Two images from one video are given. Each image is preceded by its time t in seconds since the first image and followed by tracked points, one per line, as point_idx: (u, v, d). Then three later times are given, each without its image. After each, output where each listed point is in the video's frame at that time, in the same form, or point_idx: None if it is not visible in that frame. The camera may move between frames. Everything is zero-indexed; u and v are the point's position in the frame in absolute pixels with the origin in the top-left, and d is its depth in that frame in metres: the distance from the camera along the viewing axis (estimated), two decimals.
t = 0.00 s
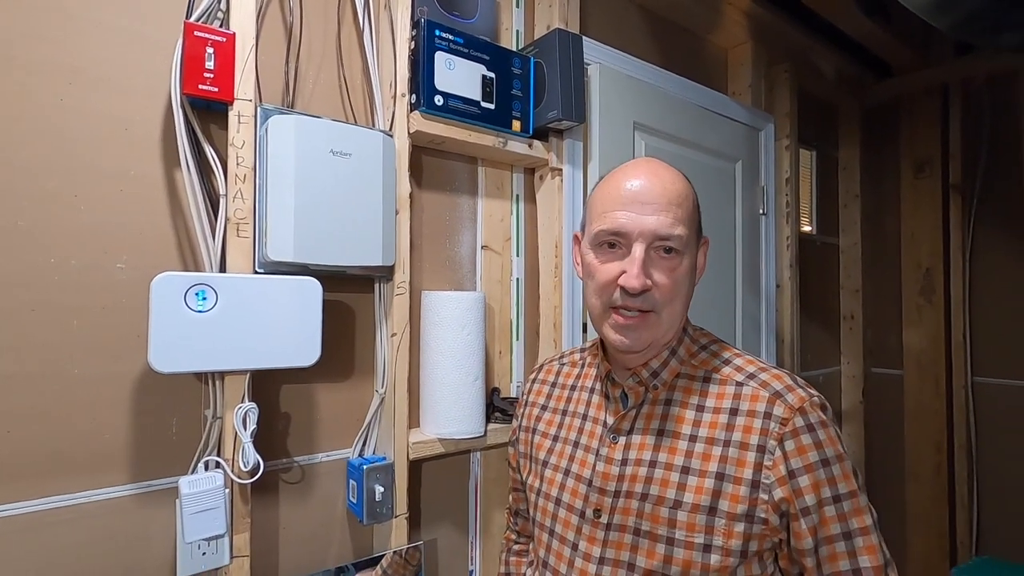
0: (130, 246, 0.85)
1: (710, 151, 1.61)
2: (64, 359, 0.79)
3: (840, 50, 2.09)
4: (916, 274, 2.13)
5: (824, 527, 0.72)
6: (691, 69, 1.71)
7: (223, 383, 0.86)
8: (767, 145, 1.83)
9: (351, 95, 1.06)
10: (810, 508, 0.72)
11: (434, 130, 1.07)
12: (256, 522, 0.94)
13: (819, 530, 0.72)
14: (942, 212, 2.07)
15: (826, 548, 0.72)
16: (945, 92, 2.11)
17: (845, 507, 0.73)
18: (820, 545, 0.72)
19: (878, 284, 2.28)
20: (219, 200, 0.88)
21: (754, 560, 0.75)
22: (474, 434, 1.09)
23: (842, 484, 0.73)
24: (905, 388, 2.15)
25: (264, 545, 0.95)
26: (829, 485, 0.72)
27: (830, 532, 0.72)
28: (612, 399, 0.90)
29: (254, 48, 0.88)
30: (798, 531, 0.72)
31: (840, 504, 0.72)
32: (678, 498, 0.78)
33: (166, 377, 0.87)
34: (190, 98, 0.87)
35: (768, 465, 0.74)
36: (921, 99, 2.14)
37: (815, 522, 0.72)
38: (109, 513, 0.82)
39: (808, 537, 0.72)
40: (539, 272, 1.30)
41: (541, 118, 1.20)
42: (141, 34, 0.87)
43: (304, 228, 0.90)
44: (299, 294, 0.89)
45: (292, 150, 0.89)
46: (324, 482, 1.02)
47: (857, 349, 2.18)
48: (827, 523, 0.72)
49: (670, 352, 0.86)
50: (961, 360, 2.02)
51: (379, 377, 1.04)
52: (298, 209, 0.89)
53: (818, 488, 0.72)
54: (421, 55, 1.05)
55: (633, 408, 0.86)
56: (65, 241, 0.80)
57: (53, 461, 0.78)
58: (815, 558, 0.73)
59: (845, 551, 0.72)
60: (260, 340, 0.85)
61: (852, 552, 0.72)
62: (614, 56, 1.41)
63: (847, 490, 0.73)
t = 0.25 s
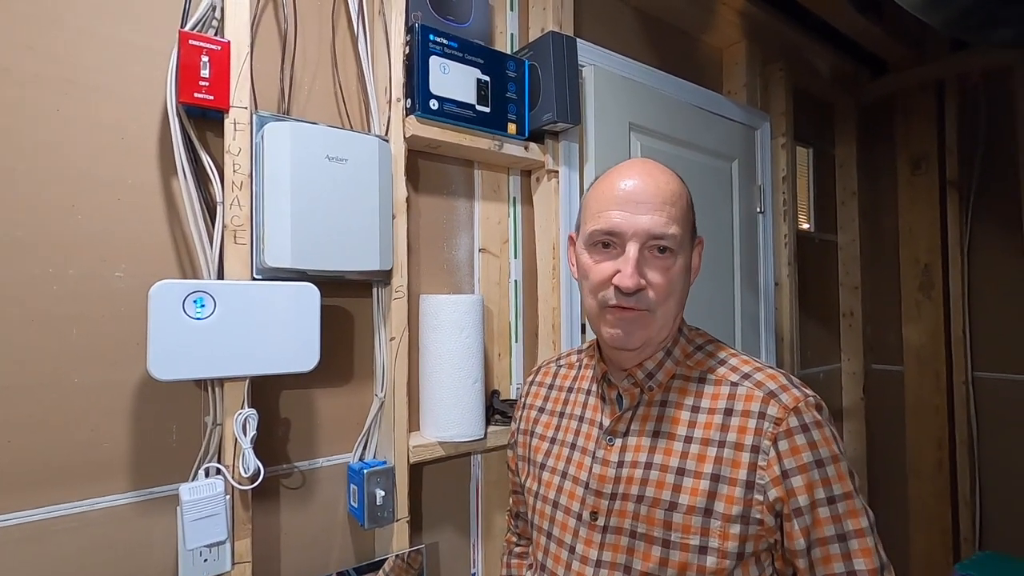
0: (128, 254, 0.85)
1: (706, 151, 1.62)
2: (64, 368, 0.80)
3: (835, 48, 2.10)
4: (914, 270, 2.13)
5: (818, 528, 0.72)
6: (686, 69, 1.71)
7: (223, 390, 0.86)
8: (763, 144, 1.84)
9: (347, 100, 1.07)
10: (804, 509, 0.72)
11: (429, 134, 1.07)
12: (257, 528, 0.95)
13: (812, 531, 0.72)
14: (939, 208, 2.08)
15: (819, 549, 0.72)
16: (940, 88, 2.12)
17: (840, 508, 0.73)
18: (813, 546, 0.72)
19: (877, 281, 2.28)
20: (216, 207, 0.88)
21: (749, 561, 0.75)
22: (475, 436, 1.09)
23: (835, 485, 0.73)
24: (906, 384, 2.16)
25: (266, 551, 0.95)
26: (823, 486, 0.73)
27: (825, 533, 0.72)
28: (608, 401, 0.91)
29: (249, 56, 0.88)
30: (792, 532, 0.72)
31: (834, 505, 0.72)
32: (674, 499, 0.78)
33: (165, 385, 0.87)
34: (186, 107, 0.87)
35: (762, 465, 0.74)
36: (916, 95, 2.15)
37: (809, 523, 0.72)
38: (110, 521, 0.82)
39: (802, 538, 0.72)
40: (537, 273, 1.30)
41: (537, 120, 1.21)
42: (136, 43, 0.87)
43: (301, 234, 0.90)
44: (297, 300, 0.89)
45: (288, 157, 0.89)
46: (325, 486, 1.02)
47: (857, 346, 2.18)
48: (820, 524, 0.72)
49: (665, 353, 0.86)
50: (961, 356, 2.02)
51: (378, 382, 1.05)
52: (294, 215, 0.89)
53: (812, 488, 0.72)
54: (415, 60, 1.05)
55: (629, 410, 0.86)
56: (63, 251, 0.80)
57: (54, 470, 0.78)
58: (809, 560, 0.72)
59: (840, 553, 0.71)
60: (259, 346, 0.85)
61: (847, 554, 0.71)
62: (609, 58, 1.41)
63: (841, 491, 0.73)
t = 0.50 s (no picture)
0: (128, 257, 0.85)
1: (705, 154, 1.62)
2: (63, 371, 0.80)
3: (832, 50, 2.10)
4: (913, 271, 2.14)
5: (816, 535, 0.71)
6: (685, 72, 1.72)
7: (223, 393, 0.86)
8: (762, 146, 1.84)
9: (346, 104, 1.07)
10: (802, 516, 0.72)
11: (429, 137, 1.08)
12: (256, 531, 0.95)
13: (810, 537, 0.72)
14: (937, 210, 2.08)
15: (817, 557, 0.71)
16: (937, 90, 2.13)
17: (838, 514, 0.72)
18: (811, 553, 0.72)
19: (876, 282, 2.28)
20: (216, 210, 0.88)
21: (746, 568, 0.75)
22: (474, 439, 1.09)
23: (833, 492, 0.73)
24: (905, 386, 2.16)
25: (265, 553, 0.95)
26: (821, 493, 0.72)
27: (823, 541, 0.71)
28: (604, 405, 0.91)
29: (248, 59, 0.88)
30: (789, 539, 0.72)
31: (832, 512, 0.72)
32: (670, 505, 0.78)
33: (165, 388, 0.87)
34: (186, 111, 0.88)
35: (759, 471, 0.74)
36: (914, 97, 2.16)
37: (806, 529, 0.72)
38: (109, 523, 0.82)
39: (799, 545, 0.72)
40: (536, 276, 1.30)
41: (535, 123, 1.21)
42: (136, 48, 0.87)
43: (300, 238, 0.90)
44: (296, 303, 0.89)
45: (287, 160, 0.90)
46: (324, 489, 1.02)
47: (856, 348, 2.18)
48: (818, 531, 0.71)
49: (661, 357, 0.86)
50: (960, 357, 2.02)
51: (377, 385, 1.05)
52: (294, 219, 0.90)
53: (810, 494, 0.72)
54: (414, 63, 1.05)
55: (625, 414, 0.86)
56: (63, 254, 0.80)
57: (53, 473, 0.79)
58: (807, 567, 0.72)
59: (838, 560, 0.71)
60: (258, 349, 0.85)
61: (846, 562, 0.71)
62: (607, 61, 1.42)
63: (839, 498, 0.73)
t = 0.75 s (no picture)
0: (132, 257, 0.86)
1: (707, 161, 1.63)
2: (65, 370, 0.80)
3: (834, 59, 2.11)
4: (913, 280, 2.14)
5: (812, 546, 0.71)
6: (688, 79, 1.72)
7: (224, 394, 0.86)
8: (764, 153, 1.85)
9: (350, 107, 1.08)
10: (798, 526, 0.72)
11: (433, 141, 1.08)
12: (255, 532, 0.95)
13: (807, 548, 0.71)
14: (938, 219, 2.09)
15: (814, 568, 0.71)
16: (939, 99, 2.14)
17: (835, 525, 0.72)
18: (808, 565, 0.71)
19: (877, 290, 2.28)
20: (220, 211, 0.89)
21: None
22: (473, 442, 1.09)
23: (830, 503, 0.73)
24: (905, 394, 2.16)
25: (263, 555, 0.95)
26: (817, 503, 0.72)
27: (819, 552, 0.71)
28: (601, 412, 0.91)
29: (254, 62, 0.89)
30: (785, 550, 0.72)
31: (829, 523, 0.72)
32: (666, 514, 0.78)
33: (166, 388, 0.88)
34: (191, 112, 0.88)
35: (756, 481, 0.74)
36: (915, 106, 2.17)
37: (803, 540, 0.71)
38: (108, 523, 0.82)
39: (796, 556, 0.71)
40: (537, 280, 1.31)
41: (539, 128, 1.22)
42: (143, 49, 0.88)
43: (303, 240, 0.90)
44: (299, 305, 0.89)
45: (291, 163, 0.90)
46: (323, 490, 1.02)
47: (855, 356, 2.18)
48: (815, 542, 0.71)
49: (658, 364, 0.86)
50: (959, 366, 2.02)
51: (378, 388, 1.05)
52: (297, 221, 0.90)
53: (806, 505, 0.72)
54: (419, 67, 1.06)
55: (622, 422, 0.87)
56: (67, 253, 0.81)
57: (53, 471, 0.79)
58: None
59: (835, 572, 0.71)
60: (259, 351, 0.85)
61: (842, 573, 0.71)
62: (611, 67, 1.43)
63: (836, 510, 0.73)
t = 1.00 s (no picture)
0: (141, 263, 0.87)
1: (711, 166, 1.63)
2: (75, 374, 0.81)
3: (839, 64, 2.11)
4: (919, 285, 2.13)
5: (816, 555, 0.71)
6: (693, 85, 1.73)
7: (232, 398, 0.87)
8: (769, 158, 1.85)
9: (357, 114, 1.09)
10: (802, 535, 0.71)
11: (438, 147, 1.09)
12: (261, 535, 0.95)
13: (810, 557, 0.71)
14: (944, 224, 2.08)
15: None
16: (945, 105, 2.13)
17: (840, 533, 0.72)
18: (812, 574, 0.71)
19: (883, 295, 2.28)
20: (229, 217, 0.90)
21: None
22: (477, 447, 1.09)
23: (834, 511, 0.72)
24: (911, 400, 2.15)
25: (269, 559, 0.96)
26: (821, 512, 0.72)
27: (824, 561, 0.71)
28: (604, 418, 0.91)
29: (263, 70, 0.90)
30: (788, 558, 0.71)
31: (833, 531, 0.72)
32: (668, 522, 0.78)
33: (174, 392, 0.88)
34: (201, 119, 0.89)
35: (759, 489, 0.74)
36: (920, 112, 2.17)
37: (807, 549, 0.71)
38: (116, 526, 0.83)
39: (800, 565, 0.71)
40: (542, 286, 1.31)
41: (544, 134, 1.22)
42: (153, 57, 0.89)
43: (310, 246, 0.91)
44: (306, 310, 0.90)
45: (298, 169, 0.91)
46: (329, 495, 1.02)
47: (861, 361, 2.17)
48: (819, 551, 0.71)
49: (660, 370, 0.86)
50: (966, 372, 2.01)
51: (384, 393, 1.05)
52: (305, 227, 0.91)
53: (810, 513, 0.72)
54: (425, 75, 1.07)
55: (624, 428, 0.87)
56: (78, 259, 0.82)
57: (63, 475, 0.79)
58: None
59: None
60: (266, 356, 0.86)
61: None
62: (616, 74, 1.43)
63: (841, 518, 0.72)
